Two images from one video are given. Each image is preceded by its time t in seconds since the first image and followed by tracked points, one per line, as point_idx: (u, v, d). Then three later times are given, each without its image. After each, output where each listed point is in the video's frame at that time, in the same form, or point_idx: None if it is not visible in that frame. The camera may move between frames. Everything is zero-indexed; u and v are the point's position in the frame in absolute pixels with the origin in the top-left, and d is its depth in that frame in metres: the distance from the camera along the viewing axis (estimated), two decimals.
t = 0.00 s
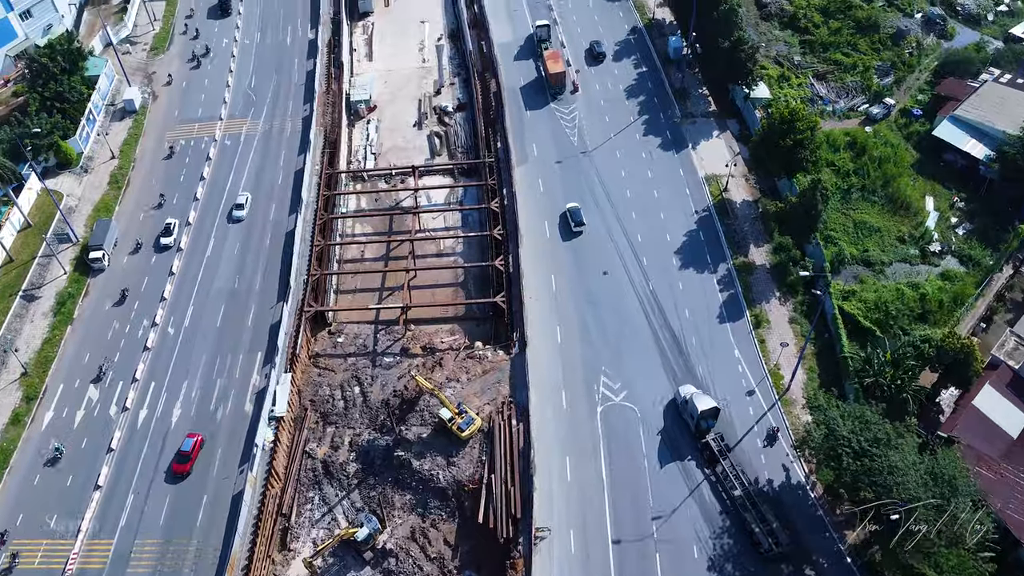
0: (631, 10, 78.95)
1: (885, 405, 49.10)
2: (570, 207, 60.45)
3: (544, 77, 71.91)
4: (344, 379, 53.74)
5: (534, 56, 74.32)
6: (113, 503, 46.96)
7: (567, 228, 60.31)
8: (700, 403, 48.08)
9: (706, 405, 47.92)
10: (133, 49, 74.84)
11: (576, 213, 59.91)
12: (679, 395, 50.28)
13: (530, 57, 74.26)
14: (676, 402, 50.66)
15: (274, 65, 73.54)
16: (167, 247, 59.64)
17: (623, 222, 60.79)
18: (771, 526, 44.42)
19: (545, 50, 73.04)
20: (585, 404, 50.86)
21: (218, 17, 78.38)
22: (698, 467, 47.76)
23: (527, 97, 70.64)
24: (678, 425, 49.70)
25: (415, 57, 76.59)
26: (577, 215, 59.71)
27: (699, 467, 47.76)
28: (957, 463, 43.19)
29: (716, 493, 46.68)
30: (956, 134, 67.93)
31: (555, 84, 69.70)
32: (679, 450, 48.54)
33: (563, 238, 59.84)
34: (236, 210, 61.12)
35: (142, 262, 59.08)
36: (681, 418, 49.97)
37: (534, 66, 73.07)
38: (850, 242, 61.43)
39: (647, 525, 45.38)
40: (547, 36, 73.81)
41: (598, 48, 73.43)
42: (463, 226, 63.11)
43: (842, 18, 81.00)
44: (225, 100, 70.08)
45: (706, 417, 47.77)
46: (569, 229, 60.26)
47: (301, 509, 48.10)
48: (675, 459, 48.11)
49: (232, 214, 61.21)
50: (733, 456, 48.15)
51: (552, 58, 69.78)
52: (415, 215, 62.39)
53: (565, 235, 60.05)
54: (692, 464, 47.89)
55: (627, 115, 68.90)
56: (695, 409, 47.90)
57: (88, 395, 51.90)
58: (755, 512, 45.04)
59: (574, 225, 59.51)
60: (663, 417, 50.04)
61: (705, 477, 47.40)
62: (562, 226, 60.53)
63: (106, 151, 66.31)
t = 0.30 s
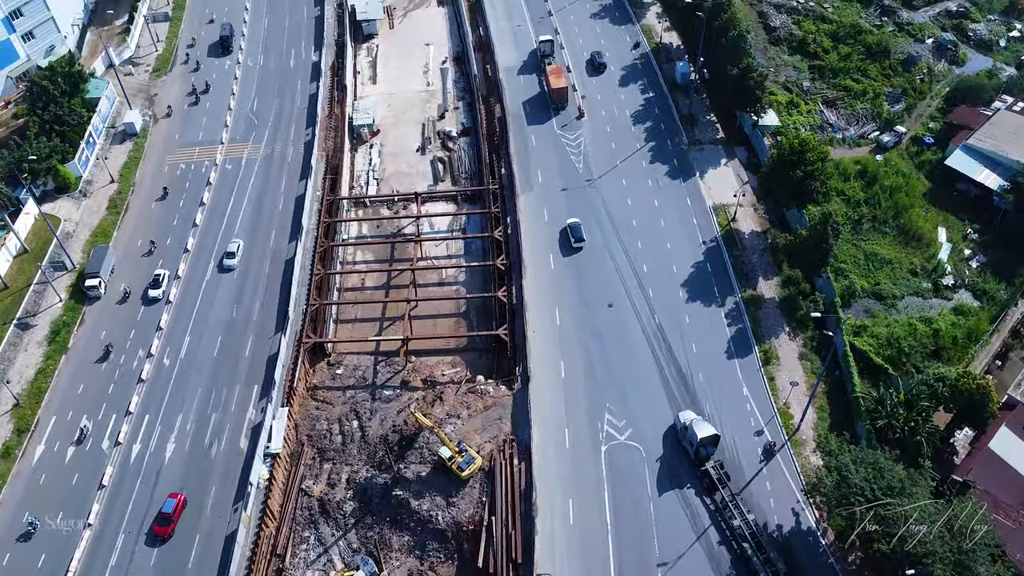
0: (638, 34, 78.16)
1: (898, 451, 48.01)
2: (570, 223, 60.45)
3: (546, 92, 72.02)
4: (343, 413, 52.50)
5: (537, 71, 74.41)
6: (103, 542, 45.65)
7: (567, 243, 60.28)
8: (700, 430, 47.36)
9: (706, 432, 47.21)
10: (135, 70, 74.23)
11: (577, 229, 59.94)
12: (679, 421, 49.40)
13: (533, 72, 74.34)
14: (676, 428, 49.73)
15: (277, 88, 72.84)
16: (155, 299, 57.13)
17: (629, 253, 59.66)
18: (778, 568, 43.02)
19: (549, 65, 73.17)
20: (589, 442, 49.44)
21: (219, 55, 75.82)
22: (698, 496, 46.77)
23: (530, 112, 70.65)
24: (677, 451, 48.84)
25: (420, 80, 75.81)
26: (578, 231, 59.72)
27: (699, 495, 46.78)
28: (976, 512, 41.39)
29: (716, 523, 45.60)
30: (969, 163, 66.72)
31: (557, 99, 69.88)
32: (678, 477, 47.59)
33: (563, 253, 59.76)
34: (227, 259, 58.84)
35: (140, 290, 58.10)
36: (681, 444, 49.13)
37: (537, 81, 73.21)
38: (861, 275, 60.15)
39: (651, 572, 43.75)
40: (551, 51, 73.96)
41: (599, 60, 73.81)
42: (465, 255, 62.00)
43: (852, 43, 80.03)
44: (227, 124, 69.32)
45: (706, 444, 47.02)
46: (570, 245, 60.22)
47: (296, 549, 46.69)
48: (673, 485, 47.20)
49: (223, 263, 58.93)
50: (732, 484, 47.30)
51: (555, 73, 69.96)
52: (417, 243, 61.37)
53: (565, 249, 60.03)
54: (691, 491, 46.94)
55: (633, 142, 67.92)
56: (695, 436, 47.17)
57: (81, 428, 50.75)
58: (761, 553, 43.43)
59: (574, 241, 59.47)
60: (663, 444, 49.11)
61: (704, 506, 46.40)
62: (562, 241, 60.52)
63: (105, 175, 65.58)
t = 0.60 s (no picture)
0: (645, 58, 77.34)
1: (914, 498, 46.46)
2: (571, 238, 60.44)
3: (549, 106, 72.13)
4: (340, 448, 51.10)
5: (541, 86, 74.56)
6: None
7: (567, 259, 60.10)
8: (700, 456, 46.50)
9: (706, 459, 46.33)
10: (137, 91, 73.65)
11: (578, 244, 59.79)
12: (679, 446, 48.46)
13: (536, 87, 74.53)
14: (676, 453, 48.80)
15: (279, 111, 72.07)
16: (141, 355, 54.58)
17: (635, 284, 58.40)
18: None
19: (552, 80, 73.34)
20: (593, 483, 47.92)
21: (219, 95, 73.63)
22: (697, 524, 45.62)
23: (533, 127, 70.63)
24: (676, 477, 47.94)
25: (424, 104, 74.99)
26: (578, 246, 59.58)
27: (697, 524, 45.63)
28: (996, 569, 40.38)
29: (715, 553, 44.24)
30: (983, 194, 65.39)
31: (560, 113, 69.94)
32: (678, 504, 46.60)
33: (563, 269, 59.52)
34: (216, 310, 56.59)
35: (137, 317, 57.10)
36: (679, 470, 48.28)
37: (540, 96, 73.39)
38: (872, 308, 58.72)
39: None
40: (554, 66, 74.20)
41: (600, 70, 74.56)
42: (468, 284, 60.77)
43: (862, 68, 78.99)
44: (228, 147, 68.51)
45: (706, 471, 46.09)
46: (570, 260, 60.04)
47: None
48: (671, 512, 46.27)
49: (212, 314, 56.62)
50: (731, 513, 46.28)
51: (558, 88, 70.40)
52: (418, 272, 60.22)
53: (565, 264, 59.82)
54: (690, 520, 45.82)
55: (640, 169, 66.82)
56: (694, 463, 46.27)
57: (72, 461, 49.53)
58: None
59: (574, 256, 59.29)
60: (662, 471, 48.21)
61: (704, 534, 45.11)
62: (562, 256, 60.35)
63: (104, 199, 64.73)
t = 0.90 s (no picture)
0: (652, 83, 76.38)
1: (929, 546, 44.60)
2: (571, 253, 60.15)
3: (551, 121, 72.02)
4: (337, 485, 49.75)
5: (544, 100, 74.46)
6: None
7: (567, 273, 59.98)
8: (700, 483, 45.53)
9: (706, 485, 45.35)
10: (138, 113, 72.98)
11: (579, 259, 59.61)
12: (679, 472, 47.64)
13: (539, 102, 74.44)
14: (675, 479, 48.06)
15: (281, 134, 71.22)
16: (122, 417, 51.81)
17: (641, 316, 57.09)
18: None
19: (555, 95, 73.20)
20: (596, 525, 46.32)
21: (216, 136, 70.91)
22: (695, 552, 44.73)
23: (535, 141, 70.46)
24: (676, 504, 47.09)
25: (427, 127, 74.10)
26: (579, 261, 59.33)
27: (695, 551, 44.75)
28: None
29: None
30: (997, 225, 64.01)
31: (562, 128, 69.83)
32: (676, 531, 45.76)
33: (563, 283, 59.36)
34: (201, 365, 54.01)
35: (132, 346, 55.96)
36: (678, 496, 47.46)
37: (542, 110, 73.32)
38: (884, 343, 57.27)
39: None
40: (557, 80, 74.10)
41: (601, 80, 75.03)
42: (470, 313, 59.55)
43: (872, 93, 77.91)
44: (228, 170, 67.60)
45: (704, 498, 45.17)
46: (571, 275, 59.84)
47: None
48: (671, 539, 45.40)
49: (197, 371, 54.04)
50: (732, 542, 45.36)
51: (561, 103, 70.22)
52: (420, 301, 59.04)
53: (566, 279, 59.63)
54: (689, 548, 44.93)
55: (646, 197, 65.67)
56: (693, 490, 45.38)
57: (62, 497, 48.23)
58: None
59: (574, 270, 59.09)
60: (661, 496, 47.46)
61: (702, 563, 44.21)
62: (563, 271, 60.18)
63: (102, 224, 63.83)
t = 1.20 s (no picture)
0: (659, 107, 75.38)
1: None
2: (574, 267, 59.95)
3: (554, 135, 72.01)
4: (333, 523, 48.22)
5: (547, 114, 74.55)
6: None
7: (568, 288, 59.77)
8: (700, 510, 44.56)
9: (706, 513, 44.39)
10: (139, 135, 72.22)
11: (580, 274, 59.43)
12: (679, 498, 46.82)
13: (542, 116, 74.45)
14: (675, 505, 47.31)
15: (282, 156, 70.28)
16: (100, 485, 48.77)
17: (647, 350, 55.75)
18: None
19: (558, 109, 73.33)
20: (599, 567, 44.77)
21: (212, 181, 68.17)
22: None
23: (537, 156, 70.37)
24: (675, 530, 46.16)
25: (431, 151, 73.10)
26: (580, 276, 59.19)
27: None
28: None
29: None
30: (1012, 256, 62.49)
31: (565, 143, 69.70)
32: (674, 558, 44.92)
33: (563, 299, 59.00)
34: (184, 427, 51.13)
35: (127, 376, 54.82)
36: (678, 522, 46.52)
37: (545, 125, 73.29)
38: (897, 379, 55.70)
39: None
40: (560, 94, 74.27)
41: (602, 91, 75.61)
42: (472, 344, 58.30)
43: (883, 119, 76.71)
44: (228, 194, 66.65)
45: (704, 526, 44.18)
46: (572, 291, 59.63)
47: None
48: (670, 567, 44.54)
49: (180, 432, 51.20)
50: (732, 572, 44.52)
51: (563, 117, 70.24)
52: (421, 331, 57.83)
53: (566, 294, 59.37)
54: None
55: (653, 225, 64.44)
56: (693, 517, 44.46)
57: (51, 534, 46.83)
58: None
59: (574, 286, 58.98)
60: (660, 523, 46.56)
61: None
62: (564, 286, 59.94)
63: (100, 248, 62.87)
